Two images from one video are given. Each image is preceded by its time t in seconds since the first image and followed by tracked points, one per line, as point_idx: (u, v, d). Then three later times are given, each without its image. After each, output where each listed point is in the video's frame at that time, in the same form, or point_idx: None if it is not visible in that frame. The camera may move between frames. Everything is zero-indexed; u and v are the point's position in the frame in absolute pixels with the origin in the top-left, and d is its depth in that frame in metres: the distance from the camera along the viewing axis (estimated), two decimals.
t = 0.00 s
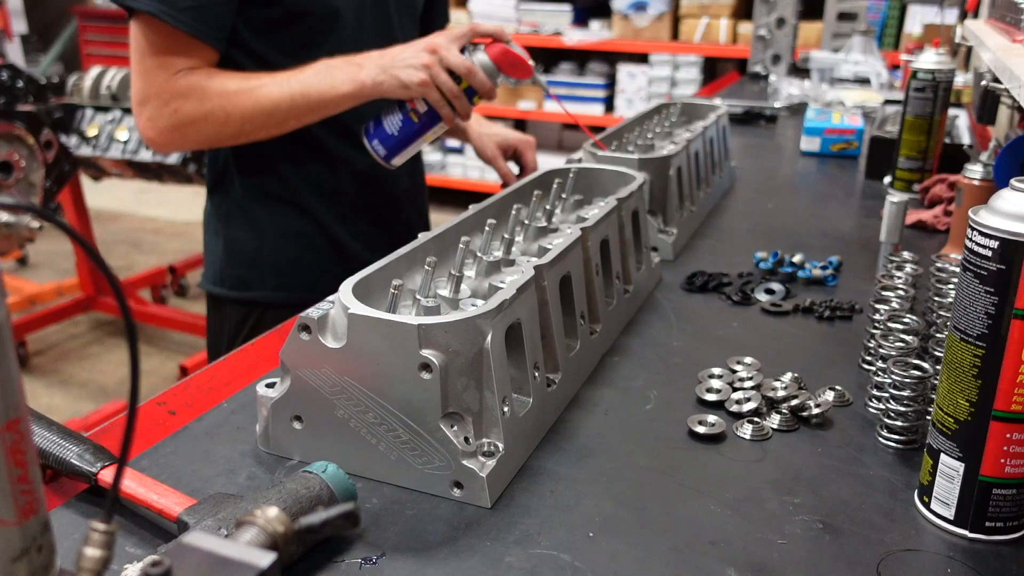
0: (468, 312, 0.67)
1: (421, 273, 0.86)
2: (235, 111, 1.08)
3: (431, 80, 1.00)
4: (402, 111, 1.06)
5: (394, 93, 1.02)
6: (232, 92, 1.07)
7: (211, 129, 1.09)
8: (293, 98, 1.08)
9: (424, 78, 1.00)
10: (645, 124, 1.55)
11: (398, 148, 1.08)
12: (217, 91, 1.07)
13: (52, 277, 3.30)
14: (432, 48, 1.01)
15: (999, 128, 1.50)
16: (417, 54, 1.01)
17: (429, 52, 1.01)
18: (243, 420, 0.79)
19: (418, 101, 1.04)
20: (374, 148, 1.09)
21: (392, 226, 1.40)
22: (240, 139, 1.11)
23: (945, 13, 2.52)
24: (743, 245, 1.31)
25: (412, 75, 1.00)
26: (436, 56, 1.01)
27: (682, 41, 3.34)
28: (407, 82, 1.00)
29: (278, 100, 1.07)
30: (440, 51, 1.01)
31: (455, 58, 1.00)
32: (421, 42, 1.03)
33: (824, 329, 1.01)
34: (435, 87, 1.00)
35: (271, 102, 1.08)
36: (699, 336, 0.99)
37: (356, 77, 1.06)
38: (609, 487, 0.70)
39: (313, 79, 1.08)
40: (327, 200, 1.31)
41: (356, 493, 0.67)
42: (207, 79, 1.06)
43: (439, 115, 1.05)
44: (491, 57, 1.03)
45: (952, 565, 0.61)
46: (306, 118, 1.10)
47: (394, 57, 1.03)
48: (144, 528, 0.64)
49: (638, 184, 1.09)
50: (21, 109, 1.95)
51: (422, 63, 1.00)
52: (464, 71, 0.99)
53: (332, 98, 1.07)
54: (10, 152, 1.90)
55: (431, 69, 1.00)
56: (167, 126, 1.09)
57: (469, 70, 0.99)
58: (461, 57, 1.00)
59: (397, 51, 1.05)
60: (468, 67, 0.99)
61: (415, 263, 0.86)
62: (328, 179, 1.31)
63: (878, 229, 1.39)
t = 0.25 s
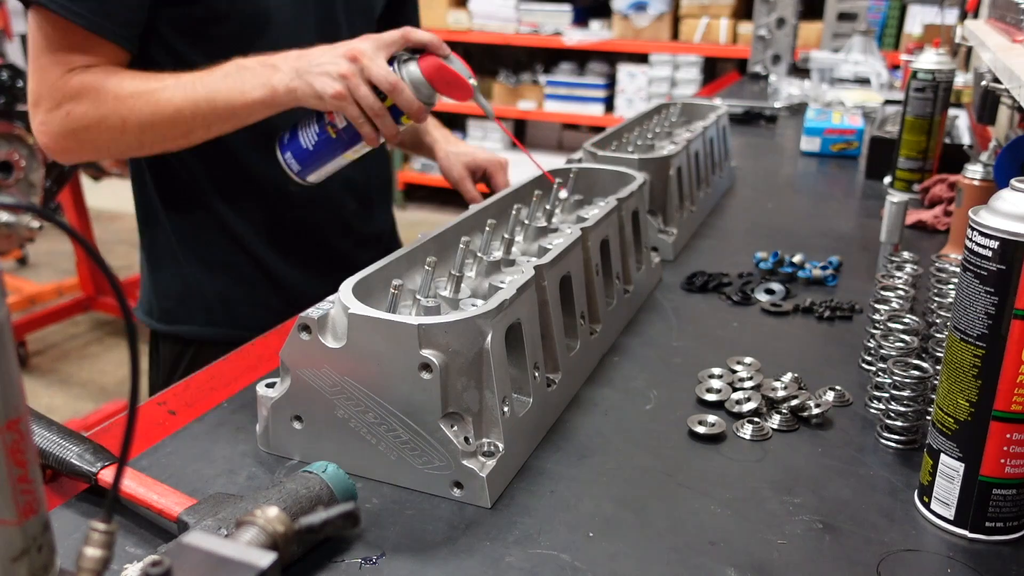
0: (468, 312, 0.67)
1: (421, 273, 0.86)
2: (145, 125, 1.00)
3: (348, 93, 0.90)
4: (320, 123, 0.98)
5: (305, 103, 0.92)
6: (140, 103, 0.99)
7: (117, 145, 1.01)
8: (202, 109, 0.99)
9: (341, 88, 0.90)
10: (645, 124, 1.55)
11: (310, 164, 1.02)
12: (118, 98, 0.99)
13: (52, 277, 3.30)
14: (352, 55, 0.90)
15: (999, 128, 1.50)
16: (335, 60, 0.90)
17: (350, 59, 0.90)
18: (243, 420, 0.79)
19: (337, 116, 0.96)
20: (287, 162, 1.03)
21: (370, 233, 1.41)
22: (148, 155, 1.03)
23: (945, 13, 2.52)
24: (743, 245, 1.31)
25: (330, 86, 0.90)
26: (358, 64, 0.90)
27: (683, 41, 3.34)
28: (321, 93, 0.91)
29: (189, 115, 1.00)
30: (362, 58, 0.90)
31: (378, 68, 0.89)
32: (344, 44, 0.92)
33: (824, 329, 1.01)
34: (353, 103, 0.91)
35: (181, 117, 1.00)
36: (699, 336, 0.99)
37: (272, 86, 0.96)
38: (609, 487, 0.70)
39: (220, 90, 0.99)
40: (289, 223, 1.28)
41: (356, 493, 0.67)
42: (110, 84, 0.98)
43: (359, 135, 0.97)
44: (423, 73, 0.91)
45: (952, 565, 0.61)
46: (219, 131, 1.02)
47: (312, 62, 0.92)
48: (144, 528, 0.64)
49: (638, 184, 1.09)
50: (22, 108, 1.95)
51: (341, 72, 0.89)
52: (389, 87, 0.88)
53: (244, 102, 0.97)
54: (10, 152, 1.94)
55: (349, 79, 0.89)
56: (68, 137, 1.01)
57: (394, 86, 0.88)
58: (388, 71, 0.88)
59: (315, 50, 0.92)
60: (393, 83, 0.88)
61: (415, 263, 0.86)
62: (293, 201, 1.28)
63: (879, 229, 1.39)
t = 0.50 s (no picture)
0: (468, 312, 0.67)
1: (421, 272, 0.86)
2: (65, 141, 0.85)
3: (279, 141, 0.78)
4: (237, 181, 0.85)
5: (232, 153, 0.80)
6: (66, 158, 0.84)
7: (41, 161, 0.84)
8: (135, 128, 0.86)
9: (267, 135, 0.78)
10: (645, 124, 1.55)
11: (224, 228, 0.88)
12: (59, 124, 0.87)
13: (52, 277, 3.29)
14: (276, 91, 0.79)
15: (999, 129, 1.50)
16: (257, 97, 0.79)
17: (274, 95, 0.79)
18: (243, 421, 0.79)
19: (261, 167, 0.82)
20: (197, 227, 0.89)
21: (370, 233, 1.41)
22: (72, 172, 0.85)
23: (945, 13, 2.52)
24: (743, 245, 1.31)
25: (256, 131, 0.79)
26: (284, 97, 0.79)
27: (683, 41, 3.34)
28: (246, 144, 0.79)
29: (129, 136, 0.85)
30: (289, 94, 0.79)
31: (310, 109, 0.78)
32: (264, 80, 0.81)
33: (824, 329, 1.01)
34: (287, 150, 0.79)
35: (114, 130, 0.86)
36: (699, 336, 0.99)
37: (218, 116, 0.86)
38: (608, 488, 0.70)
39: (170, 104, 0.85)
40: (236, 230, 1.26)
41: (356, 493, 0.67)
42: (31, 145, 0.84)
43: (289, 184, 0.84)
44: (361, 105, 0.80)
45: (952, 565, 0.61)
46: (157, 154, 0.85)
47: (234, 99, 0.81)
48: (144, 528, 0.64)
49: (638, 184, 1.09)
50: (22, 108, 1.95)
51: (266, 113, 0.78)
52: (327, 129, 0.77)
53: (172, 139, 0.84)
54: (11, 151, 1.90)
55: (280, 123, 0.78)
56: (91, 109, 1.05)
57: (332, 126, 0.77)
58: (324, 111, 0.77)
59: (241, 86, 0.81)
60: (334, 125, 0.77)
61: (415, 263, 0.86)
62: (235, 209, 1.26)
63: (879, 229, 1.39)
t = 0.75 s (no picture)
0: (468, 312, 0.67)
1: (421, 272, 0.86)
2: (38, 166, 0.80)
3: (251, 166, 0.74)
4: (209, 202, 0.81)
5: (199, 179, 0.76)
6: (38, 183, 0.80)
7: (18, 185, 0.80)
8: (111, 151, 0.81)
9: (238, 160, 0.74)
10: (644, 123, 1.55)
11: (199, 255, 0.83)
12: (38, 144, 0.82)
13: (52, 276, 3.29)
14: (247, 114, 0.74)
15: (999, 129, 1.50)
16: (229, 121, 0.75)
17: (245, 119, 0.74)
18: (243, 421, 0.79)
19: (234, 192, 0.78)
20: (168, 255, 0.84)
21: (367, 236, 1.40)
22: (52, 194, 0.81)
23: (945, 13, 2.52)
24: (743, 245, 1.31)
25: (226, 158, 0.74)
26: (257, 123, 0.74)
27: (683, 41, 3.34)
28: (214, 168, 0.75)
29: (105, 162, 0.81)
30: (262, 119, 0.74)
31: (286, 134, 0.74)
32: (235, 101, 0.76)
33: (824, 329, 1.01)
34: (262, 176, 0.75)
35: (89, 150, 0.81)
36: (699, 336, 0.99)
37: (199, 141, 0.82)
38: (608, 488, 0.70)
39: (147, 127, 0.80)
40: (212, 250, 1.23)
41: (356, 493, 0.67)
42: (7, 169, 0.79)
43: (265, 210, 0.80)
44: (338, 125, 0.76)
45: (952, 565, 0.61)
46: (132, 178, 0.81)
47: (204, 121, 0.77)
48: (143, 528, 0.64)
49: (638, 184, 1.09)
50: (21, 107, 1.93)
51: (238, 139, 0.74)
52: (304, 153, 0.74)
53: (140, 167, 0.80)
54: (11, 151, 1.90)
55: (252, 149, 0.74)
56: (59, 127, 1.03)
57: (310, 148, 0.74)
58: (299, 134, 0.74)
59: (215, 106, 0.77)
60: (309, 147, 0.74)
61: (415, 263, 0.86)
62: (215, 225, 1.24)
63: (879, 229, 1.39)
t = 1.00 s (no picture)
0: (468, 312, 0.67)
1: (421, 272, 0.86)
2: None
3: (130, 168, 0.70)
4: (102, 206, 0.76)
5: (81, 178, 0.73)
6: None
7: None
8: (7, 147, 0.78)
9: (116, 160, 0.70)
10: (645, 123, 1.55)
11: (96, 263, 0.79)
12: None
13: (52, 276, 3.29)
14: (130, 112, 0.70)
15: (999, 128, 1.50)
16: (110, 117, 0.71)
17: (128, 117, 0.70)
18: (243, 421, 0.79)
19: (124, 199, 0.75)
20: (63, 259, 0.79)
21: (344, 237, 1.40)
22: None
23: (945, 13, 2.52)
24: (743, 245, 1.31)
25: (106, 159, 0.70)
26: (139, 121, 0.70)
27: (683, 41, 3.34)
28: (92, 167, 0.71)
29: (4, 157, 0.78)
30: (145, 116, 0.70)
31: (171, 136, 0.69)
32: (122, 96, 0.72)
33: (824, 329, 1.01)
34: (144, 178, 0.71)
35: None
36: (699, 336, 0.99)
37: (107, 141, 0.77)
38: (608, 488, 0.70)
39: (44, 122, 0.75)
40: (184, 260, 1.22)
41: (356, 493, 0.67)
42: None
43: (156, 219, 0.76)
44: (236, 130, 0.71)
45: (952, 565, 0.61)
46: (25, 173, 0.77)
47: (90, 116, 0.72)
48: (143, 528, 0.64)
49: (638, 184, 1.09)
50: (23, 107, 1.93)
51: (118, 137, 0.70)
52: (190, 158, 0.69)
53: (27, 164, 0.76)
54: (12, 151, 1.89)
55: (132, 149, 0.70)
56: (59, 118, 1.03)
57: (194, 154, 0.69)
58: (184, 135, 0.69)
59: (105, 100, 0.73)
60: (194, 152, 0.69)
61: (415, 263, 0.86)
62: (185, 236, 1.23)
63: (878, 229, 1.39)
